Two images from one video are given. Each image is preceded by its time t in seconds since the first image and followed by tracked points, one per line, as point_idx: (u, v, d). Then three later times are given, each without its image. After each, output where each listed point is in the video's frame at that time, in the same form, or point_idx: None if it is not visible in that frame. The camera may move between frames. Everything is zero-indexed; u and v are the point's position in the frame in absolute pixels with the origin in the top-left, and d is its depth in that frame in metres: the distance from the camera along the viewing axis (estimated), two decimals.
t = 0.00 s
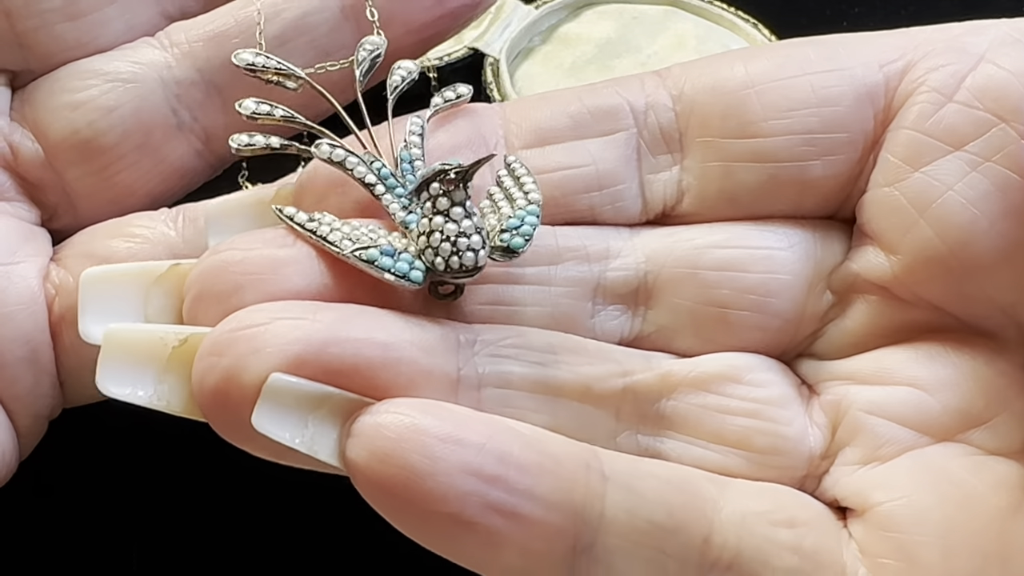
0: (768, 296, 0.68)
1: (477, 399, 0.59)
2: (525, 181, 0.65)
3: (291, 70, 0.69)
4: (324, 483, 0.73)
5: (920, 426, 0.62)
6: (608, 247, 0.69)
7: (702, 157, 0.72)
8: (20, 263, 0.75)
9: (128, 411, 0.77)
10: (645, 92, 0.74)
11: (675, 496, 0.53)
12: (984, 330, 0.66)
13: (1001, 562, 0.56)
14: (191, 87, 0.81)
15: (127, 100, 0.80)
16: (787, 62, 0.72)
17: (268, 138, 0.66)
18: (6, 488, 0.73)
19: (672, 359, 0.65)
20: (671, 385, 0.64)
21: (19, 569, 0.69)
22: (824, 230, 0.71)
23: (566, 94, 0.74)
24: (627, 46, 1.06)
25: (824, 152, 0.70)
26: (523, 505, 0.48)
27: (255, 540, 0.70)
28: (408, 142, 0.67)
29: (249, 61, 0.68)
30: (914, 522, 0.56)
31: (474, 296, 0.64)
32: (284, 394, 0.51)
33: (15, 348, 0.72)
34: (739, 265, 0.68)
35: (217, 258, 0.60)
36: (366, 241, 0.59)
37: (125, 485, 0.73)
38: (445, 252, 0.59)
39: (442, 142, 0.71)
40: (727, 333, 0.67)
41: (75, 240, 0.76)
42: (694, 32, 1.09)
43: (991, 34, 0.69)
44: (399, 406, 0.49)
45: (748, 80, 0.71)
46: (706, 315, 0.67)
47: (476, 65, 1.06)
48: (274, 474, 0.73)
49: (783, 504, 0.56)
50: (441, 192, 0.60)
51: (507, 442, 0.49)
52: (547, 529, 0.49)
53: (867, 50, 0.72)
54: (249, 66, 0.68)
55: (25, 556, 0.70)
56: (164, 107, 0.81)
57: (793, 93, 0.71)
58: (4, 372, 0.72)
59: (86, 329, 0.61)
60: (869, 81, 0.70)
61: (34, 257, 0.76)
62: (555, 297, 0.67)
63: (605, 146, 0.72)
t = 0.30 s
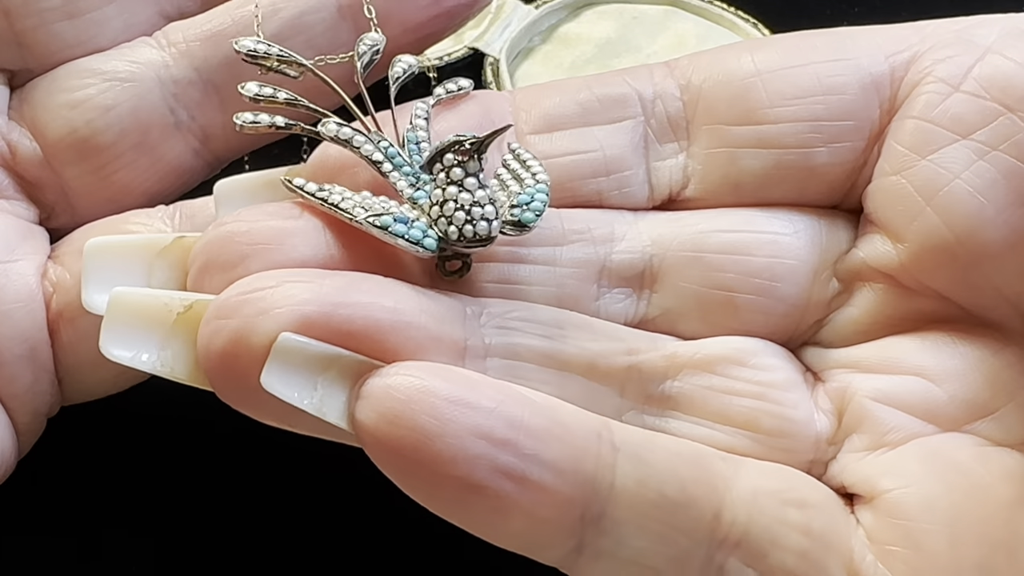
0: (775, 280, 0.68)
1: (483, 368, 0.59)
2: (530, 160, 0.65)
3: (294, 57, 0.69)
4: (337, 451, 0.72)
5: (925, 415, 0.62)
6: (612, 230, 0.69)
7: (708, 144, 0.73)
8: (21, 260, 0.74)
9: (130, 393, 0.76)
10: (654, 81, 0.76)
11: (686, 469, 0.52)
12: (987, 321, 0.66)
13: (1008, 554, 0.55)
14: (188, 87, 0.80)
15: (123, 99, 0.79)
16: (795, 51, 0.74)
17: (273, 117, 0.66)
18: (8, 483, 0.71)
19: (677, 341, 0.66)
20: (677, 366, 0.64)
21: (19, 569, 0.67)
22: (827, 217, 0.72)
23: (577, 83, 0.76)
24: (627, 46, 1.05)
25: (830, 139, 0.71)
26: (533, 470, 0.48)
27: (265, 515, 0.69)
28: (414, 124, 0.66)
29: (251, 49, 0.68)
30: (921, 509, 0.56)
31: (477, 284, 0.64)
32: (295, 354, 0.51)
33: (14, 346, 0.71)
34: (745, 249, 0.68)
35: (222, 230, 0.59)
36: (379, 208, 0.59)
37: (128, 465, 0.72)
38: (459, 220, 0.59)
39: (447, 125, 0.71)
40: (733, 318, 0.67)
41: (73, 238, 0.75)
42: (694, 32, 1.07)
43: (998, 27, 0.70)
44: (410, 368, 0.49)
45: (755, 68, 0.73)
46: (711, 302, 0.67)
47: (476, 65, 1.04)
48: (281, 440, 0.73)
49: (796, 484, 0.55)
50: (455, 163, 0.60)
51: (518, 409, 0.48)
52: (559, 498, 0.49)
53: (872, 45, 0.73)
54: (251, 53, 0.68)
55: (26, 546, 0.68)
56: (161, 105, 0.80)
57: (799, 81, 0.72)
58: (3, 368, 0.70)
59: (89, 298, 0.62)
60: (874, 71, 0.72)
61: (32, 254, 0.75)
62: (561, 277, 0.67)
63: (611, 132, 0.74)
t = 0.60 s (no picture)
0: (774, 272, 0.68)
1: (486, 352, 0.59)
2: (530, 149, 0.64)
3: (294, 40, 0.69)
4: (339, 438, 0.73)
5: (926, 409, 0.62)
6: (611, 221, 0.69)
7: (708, 136, 0.73)
8: (18, 258, 0.73)
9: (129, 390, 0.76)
10: (653, 74, 0.76)
11: (689, 457, 0.52)
12: (990, 317, 0.66)
13: (1008, 548, 0.55)
14: (185, 87, 0.80)
15: (120, 99, 0.79)
16: (794, 44, 0.74)
17: (273, 98, 0.65)
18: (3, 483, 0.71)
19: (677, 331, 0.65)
20: (677, 356, 0.63)
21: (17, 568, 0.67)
22: (826, 211, 0.72)
23: (575, 75, 0.76)
24: (627, 46, 1.05)
25: (830, 132, 0.71)
26: (539, 454, 0.47)
27: (265, 506, 0.69)
28: (415, 111, 0.66)
29: (251, 30, 0.67)
30: (922, 503, 0.56)
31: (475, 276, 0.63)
32: (298, 334, 0.50)
33: (13, 344, 0.71)
34: (745, 240, 0.68)
35: (220, 212, 0.59)
36: (381, 190, 0.58)
37: (128, 460, 0.71)
38: (463, 204, 0.58)
39: (446, 115, 0.71)
40: (732, 310, 0.67)
41: (69, 235, 0.74)
42: (694, 32, 1.07)
43: (999, 23, 0.70)
44: (415, 349, 0.48)
45: (755, 61, 0.74)
46: (710, 294, 0.67)
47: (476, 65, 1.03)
48: (277, 433, 0.73)
49: (798, 474, 0.55)
50: (461, 148, 0.60)
51: (523, 392, 0.48)
52: (563, 481, 0.48)
53: (872, 39, 0.74)
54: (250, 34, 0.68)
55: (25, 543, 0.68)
56: (158, 105, 0.80)
57: (799, 74, 0.72)
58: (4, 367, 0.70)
59: (84, 277, 0.61)
60: (875, 65, 0.72)
61: (30, 252, 0.74)
62: (559, 265, 0.67)
63: (608, 124, 0.74)
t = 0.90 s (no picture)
0: (781, 256, 0.67)
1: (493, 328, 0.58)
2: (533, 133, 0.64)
3: (298, 31, 0.68)
4: (345, 423, 0.73)
5: (935, 406, 0.61)
6: (614, 210, 0.69)
7: (710, 128, 0.73)
8: (17, 256, 0.72)
9: (130, 388, 0.75)
10: (655, 67, 0.76)
11: (703, 444, 0.51)
12: (996, 313, 0.65)
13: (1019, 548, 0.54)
14: (186, 87, 0.79)
15: (120, 99, 0.77)
16: (796, 38, 0.74)
17: (276, 85, 0.64)
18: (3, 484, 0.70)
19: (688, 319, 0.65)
20: (687, 346, 0.63)
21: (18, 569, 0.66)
22: (829, 204, 0.72)
23: (577, 66, 0.75)
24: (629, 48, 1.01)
25: (834, 125, 0.71)
26: (554, 436, 0.47)
27: (272, 501, 0.68)
28: (420, 96, 0.65)
29: (254, 20, 0.67)
30: (932, 500, 0.55)
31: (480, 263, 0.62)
32: (308, 310, 0.49)
33: (14, 343, 0.69)
34: (753, 226, 0.68)
35: (221, 188, 0.58)
36: (384, 167, 0.58)
37: (135, 456, 0.71)
38: (467, 178, 0.58)
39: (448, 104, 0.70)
40: (739, 300, 0.67)
41: (68, 233, 0.73)
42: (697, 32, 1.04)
43: (1003, 20, 0.70)
44: (428, 328, 0.47)
45: (756, 54, 0.74)
46: (717, 280, 0.67)
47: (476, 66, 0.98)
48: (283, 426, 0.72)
49: (813, 468, 0.54)
50: (464, 124, 0.60)
51: (539, 372, 0.47)
52: (580, 466, 0.48)
53: (875, 34, 0.73)
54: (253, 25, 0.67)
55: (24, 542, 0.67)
56: (158, 106, 0.78)
57: (802, 67, 0.72)
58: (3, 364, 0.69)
59: (82, 253, 0.59)
60: (878, 60, 0.72)
61: (29, 250, 0.73)
62: (564, 249, 0.66)
63: (610, 115, 0.73)
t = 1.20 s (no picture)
0: (777, 256, 0.67)
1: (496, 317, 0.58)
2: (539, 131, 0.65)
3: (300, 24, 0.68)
4: (347, 418, 0.73)
5: (929, 404, 0.61)
6: (614, 207, 0.69)
7: (710, 126, 0.73)
8: (17, 255, 0.72)
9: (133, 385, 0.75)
10: (656, 66, 0.76)
11: (704, 436, 0.51)
12: (994, 313, 0.65)
13: (1015, 548, 0.54)
14: (185, 90, 0.79)
15: (119, 100, 0.78)
16: (797, 37, 0.74)
17: (280, 75, 0.64)
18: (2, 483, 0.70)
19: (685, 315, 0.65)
20: (683, 343, 0.63)
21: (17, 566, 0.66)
22: (827, 203, 0.72)
23: (579, 63, 0.75)
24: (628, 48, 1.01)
25: (833, 123, 0.71)
26: (556, 425, 0.47)
27: (272, 495, 0.69)
28: (424, 90, 0.65)
29: (257, 12, 0.67)
30: (928, 498, 0.55)
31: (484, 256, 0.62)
32: (316, 295, 0.49)
33: (14, 341, 0.69)
34: (750, 228, 0.68)
35: (231, 173, 0.57)
36: (393, 160, 0.58)
37: (138, 450, 0.71)
38: (476, 175, 0.58)
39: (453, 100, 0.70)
40: (734, 298, 0.67)
41: (68, 233, 0.73)
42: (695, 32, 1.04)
43: (1003, 20, 0.71)
44: (434, 315, 0.47)
45: (756, 52, 0.74)
46: (713, 281, 0.67)
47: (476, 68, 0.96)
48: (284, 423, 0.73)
49: (810, 464, 0.55)
50: (474, 121, 0.60)
51: (542, 361, 0.48)
52: (580, 456, 0.48)
53: (875, 33, 0.74)
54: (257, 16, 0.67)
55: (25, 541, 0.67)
56: (157, 108, 0.78)
57: (802, 65, 0.72)
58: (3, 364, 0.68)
59: (91, 235, 0.58)
60: (878, 58, 0.72)
61: (29, 250, 0.73)
62: (564, 246, 0.66)
63: (611, 112, 0.73)
